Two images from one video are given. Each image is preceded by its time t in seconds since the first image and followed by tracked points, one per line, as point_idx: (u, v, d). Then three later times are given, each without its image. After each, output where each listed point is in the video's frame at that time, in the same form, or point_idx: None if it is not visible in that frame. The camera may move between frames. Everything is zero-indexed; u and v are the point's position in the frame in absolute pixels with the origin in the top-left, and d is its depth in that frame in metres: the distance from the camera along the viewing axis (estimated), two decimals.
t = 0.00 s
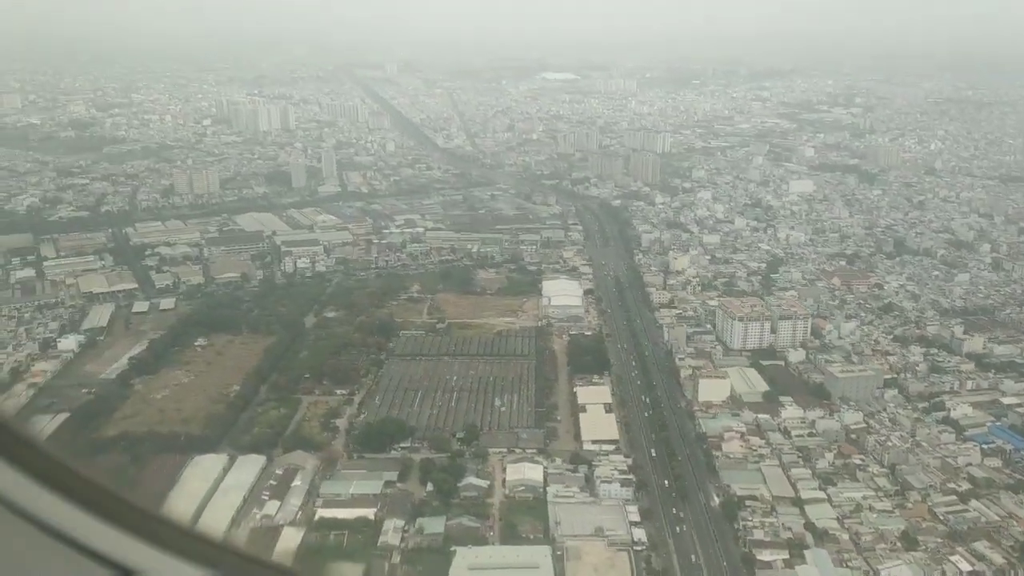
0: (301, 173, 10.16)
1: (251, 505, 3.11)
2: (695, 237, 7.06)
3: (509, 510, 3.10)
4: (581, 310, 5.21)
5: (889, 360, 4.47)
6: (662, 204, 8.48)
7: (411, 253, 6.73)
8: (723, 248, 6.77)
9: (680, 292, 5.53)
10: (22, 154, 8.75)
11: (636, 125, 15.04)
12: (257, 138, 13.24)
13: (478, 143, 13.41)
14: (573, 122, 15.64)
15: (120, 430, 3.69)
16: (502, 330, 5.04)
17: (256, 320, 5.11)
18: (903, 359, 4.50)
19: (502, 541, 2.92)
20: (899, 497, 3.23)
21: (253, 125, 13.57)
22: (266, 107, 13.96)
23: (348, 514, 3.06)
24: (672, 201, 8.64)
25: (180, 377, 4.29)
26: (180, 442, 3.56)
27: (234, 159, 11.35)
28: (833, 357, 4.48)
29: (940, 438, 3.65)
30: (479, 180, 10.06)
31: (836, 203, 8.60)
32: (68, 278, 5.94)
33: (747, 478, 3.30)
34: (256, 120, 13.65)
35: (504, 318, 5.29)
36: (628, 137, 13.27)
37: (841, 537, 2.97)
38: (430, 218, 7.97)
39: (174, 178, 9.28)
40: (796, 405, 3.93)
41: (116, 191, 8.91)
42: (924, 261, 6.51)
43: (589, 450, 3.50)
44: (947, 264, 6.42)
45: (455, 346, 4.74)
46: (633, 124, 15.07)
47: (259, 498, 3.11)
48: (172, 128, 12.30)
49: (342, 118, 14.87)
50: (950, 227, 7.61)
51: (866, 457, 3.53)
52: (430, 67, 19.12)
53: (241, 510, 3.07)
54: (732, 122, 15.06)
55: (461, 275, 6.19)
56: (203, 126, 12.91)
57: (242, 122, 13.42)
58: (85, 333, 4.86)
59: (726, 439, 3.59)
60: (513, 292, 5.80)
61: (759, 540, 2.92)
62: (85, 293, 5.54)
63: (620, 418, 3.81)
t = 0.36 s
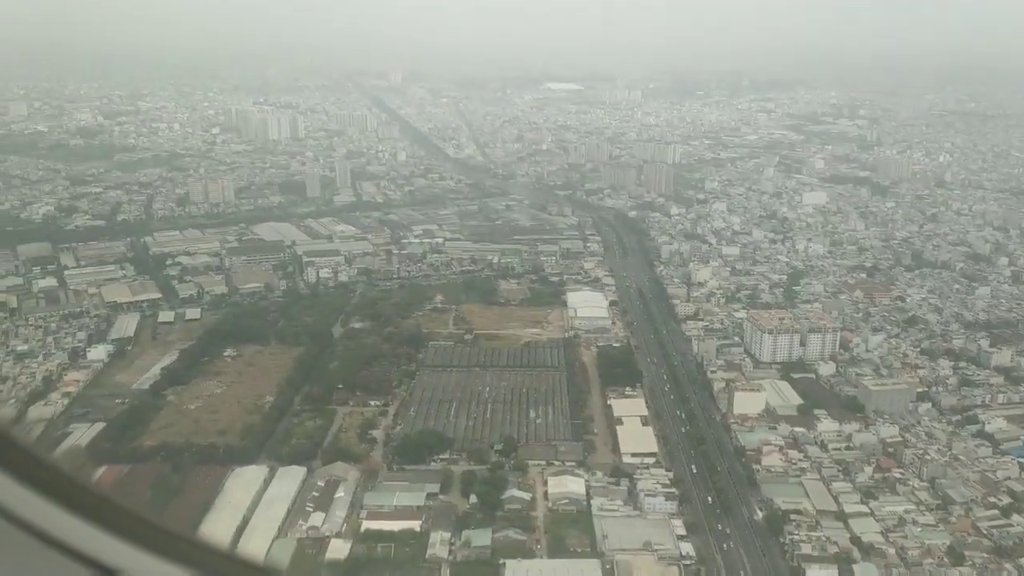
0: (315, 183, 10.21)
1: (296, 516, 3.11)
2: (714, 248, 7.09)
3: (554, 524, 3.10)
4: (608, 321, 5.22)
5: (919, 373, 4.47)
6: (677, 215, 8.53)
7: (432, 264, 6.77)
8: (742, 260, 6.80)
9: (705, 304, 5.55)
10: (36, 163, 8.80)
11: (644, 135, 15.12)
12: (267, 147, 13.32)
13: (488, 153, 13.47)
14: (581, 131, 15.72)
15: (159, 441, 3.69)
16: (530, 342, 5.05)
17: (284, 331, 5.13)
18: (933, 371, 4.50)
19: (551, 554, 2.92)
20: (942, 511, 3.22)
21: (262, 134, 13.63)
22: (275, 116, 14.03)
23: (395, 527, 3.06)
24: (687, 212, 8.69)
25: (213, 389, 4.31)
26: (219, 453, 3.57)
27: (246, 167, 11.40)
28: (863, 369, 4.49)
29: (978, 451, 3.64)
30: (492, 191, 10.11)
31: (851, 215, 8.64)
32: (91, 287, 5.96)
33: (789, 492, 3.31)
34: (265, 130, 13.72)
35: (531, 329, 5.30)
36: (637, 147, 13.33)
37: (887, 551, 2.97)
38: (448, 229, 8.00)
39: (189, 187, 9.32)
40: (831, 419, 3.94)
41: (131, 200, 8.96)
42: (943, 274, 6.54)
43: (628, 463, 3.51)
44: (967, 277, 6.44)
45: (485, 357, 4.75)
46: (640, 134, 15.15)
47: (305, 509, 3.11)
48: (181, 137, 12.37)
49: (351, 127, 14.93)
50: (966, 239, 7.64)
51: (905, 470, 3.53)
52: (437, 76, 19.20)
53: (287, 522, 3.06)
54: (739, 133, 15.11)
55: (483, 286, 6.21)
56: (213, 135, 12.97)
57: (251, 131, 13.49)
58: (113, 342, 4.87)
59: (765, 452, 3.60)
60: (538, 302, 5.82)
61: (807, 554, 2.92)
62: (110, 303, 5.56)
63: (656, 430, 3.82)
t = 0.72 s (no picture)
0: (331, 186, 10.24)
1: (342, 522, 3.12)
2: (735, 256, 7.11)
3: (599, 531, 3.11)
4: (635, 328, 5.23)
5: (951, 382, 4.47)
6: (695, 221, 8.55)
7: (455, 269, 6.79)
8: (763, 268, 6.82)
9: (731, 311, 5.57)
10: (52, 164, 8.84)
11: (654, 140, 15.17)
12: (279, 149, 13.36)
13: (501, 157, 13.51)
14: (591, 135, 15.76)
15: (199, 445, 3.71)
16: (558, 347, 5.07)
17: (314, 334, 5.15)
18: (964, 381, 4.50)
19: (599, 562, 2.93)
20: (984, 522, 3.21)
21: (274, 137, 13.68)
22: (287, 119, 14.07)
23: (440, 533, 3.07)
24: (704, 218, 8.71)
25: (247, 392, 4.32)
26: (259, 458, 3.58)
27: (260, 170, 11.44)
28: (894, 379, 4.49)
29: (1016, 462, 3.64)
30: (508, 196, 10.14)
31: (867, 223, 8.65)
32: (117, 289, 5.98)
33: (831, 502, 3.31)
34: (277, 132, 13.77)
35: (558, 334, 5.32)
36: (649, 152, 13.37)
37: (933, 562, 2.96)
38: (468, 234, 8.03)
39: (206, 189, 9.36)
40: (867, 429, 3.95)
41: (148, 202, 9.00)
42: (965, 283, 6.55)
43: (668, 470, 3.52)
44: (989, 286, 6.45)
45: (515, 363, 4.76)
46: (651, 139, 15.20)
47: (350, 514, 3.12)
48: (194, 138, 12.42)
49: (362, 130, 14.97)
50: (985, 248, 7.64)
51: (944, 481, 3.53)
52: (446, 80, 19.26)
53: (333, 527, 3.08)
54: (749, 139, 15.12)
55: (507, 291, 6.23)
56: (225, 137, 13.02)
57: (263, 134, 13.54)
58: (144, 344, 4.89)
59: (804, 462, 3.61)
60: (563, 307, 5.84)
61: (853, 564, 2.92)
62: (137, 305, 5.58)
63: (692, 438, 3.83)
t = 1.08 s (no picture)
0: (346, 189, 10.27)
1: (389, 526, 3.14)
2: (756, 260, 7.14)
3: (644, 536, 3.13)
4: (663, 333, 5.25)
5: (982, 389, 4.48)
6: (712, 225, 8.57)
7: (477, 273, 6.81)
8: (784, 273, 6.84)
9: (757, 316, 5.59)
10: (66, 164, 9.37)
11: (663, 143, 15.21)
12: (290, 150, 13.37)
13: (512, 159, 13.53)
14: (599, 137, 15.80)
15: (238, 449, 3.73)
16: (587, 351, 5.09)
17: (343, 338, 5.17)
18: (996, 387, 4.51)
19: (647, 567, 2.93)
20: None
21: (285, 138, 13.68)
22: (298, 121, 14.09)
23: (488, 537, 3.08)
24: (721, 222, 8.73)
25: (282, 396, 4.34)
26: (300, 463, 3.60)
27: (274, 172, 11.45)
28: (925, 385, 4.50)
29: None
30: (523, 199, 10.17)
31: (884, 228, 8.67)
32: (142, 291, 6.00)
33: (872, 508, 3.32)
34: (288, 133, 13.78)
35: (585, 339, 5.34)
36: (661, 155, 13.40)
37: (978, 569, 2.97)
38: (487, 237, 8.06)
39: (223, 192, 9.39)
40: (903, 435, 3.95)
41: (165, 203, 9.05)
42: (987, 289, 6.55)
43: (708, 476, 3.54)
44: (1011, 292, 6.45)
45: (546, 367, 4.78)
46: (660, 142, 15.24)
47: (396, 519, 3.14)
48: (205, 139, 12.47)
49: (371, 131, 14.99)
50: (1004, 253, 7.64)
51: (983, 488, 3.53)
52: (454, 82, 19.27)
53: (381, 531, 3.10)
54: (758, 142, 15.08)
55: (531, 295, 6.25)
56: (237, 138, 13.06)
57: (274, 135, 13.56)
58: (176, 347, 4.91)
59: (843, 468, 3.62)
60: (589, 312, 5.86)
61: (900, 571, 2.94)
62: (164, 308, 5.60)
63: (728, 444, 3.85)
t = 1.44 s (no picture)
0: (361, 190, 10.24)
1: (430, 528, 3.15)
2: (775, 264, 7.17)
3: (684, 540, 3.14)
4: (687, 336, 5.27)
5: (1010, 395, 4.48)
6: (728, 228, 8.61)
7: (497, 275, 6.84)
8: (803, 277, 6.87)
9: (779, 321, 5.61)
10: (78, 162, 9.67)
11: (672, 145, 15.24)
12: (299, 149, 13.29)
13: (523, 160, 13.56)
14: (608, 138, 15.83)
15: (274, 451, 3.76)
16: (612, 353, 5.11)
17: (370, 340, 5.19)
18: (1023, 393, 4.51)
19: (689, 572, 2.94)
20: None
21: (295, 138, 13.59)
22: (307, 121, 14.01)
23: (529, 539, 3.10)
24: (736, 225, 8.76)
25: (313, 397, 4.37)
26: (336, 466, 3.62)
27: (286, 172, 11.44)
28: (953, 391, 4.51)
29: None
30: (538, 201, 10.20)
31: (899, 232, 8.68)
32: (166, 291, 6.02)
33: (910, 513, 3.33)
34: (297, 133, 13.70)
35: (609, 341, 5.36)
36: (671, 157, 13.44)
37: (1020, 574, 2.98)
38: (505, 239, 8.09)
39: (239, 192, 9.43)
40: (935, 441, 3.96)
41: (181, 202, 9.07)
42: (1007, 294, 6.56)
43: (744, 482, 3.55)
44: None
45: (573, 370, 4.80)
46: (669, 144, 15.27)
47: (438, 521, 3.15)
48: (215, 137, 12.48)
49: (381, 131, 15.00)
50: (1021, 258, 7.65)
51: (1018, 494, 3.54)
52: (462, 82, 19.27)
53: (422, 533, 3.11)
54: (768, 145, 15.07)
55: (553, 298, 6.27)
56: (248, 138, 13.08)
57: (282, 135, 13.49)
58: (203, 347, 4.94)
59: (877, 474, 3.63)
60: (611, 315, 5.88)
61: None
62: (188, 308, 5.63)
63: (760, 448, 3.86)
